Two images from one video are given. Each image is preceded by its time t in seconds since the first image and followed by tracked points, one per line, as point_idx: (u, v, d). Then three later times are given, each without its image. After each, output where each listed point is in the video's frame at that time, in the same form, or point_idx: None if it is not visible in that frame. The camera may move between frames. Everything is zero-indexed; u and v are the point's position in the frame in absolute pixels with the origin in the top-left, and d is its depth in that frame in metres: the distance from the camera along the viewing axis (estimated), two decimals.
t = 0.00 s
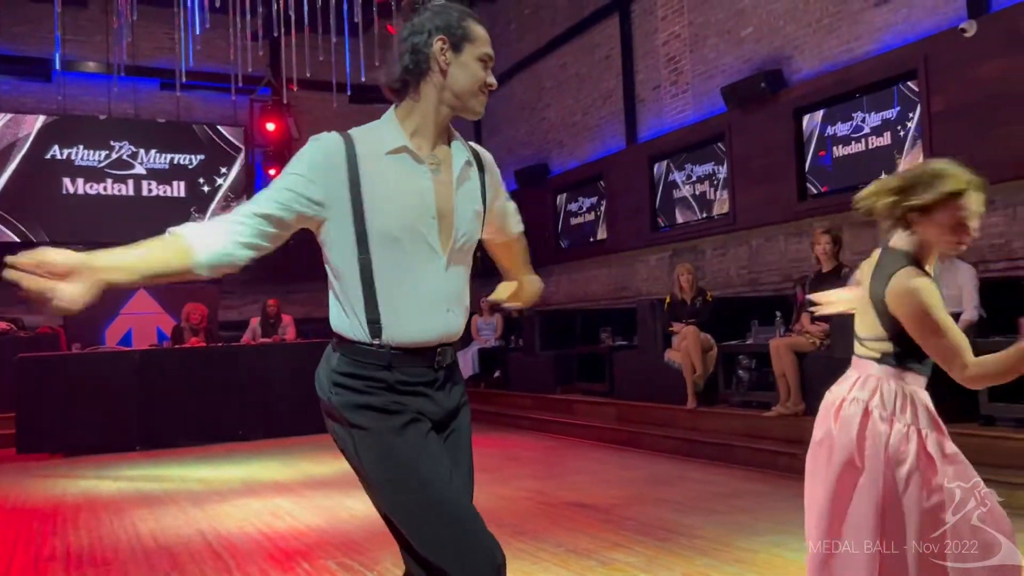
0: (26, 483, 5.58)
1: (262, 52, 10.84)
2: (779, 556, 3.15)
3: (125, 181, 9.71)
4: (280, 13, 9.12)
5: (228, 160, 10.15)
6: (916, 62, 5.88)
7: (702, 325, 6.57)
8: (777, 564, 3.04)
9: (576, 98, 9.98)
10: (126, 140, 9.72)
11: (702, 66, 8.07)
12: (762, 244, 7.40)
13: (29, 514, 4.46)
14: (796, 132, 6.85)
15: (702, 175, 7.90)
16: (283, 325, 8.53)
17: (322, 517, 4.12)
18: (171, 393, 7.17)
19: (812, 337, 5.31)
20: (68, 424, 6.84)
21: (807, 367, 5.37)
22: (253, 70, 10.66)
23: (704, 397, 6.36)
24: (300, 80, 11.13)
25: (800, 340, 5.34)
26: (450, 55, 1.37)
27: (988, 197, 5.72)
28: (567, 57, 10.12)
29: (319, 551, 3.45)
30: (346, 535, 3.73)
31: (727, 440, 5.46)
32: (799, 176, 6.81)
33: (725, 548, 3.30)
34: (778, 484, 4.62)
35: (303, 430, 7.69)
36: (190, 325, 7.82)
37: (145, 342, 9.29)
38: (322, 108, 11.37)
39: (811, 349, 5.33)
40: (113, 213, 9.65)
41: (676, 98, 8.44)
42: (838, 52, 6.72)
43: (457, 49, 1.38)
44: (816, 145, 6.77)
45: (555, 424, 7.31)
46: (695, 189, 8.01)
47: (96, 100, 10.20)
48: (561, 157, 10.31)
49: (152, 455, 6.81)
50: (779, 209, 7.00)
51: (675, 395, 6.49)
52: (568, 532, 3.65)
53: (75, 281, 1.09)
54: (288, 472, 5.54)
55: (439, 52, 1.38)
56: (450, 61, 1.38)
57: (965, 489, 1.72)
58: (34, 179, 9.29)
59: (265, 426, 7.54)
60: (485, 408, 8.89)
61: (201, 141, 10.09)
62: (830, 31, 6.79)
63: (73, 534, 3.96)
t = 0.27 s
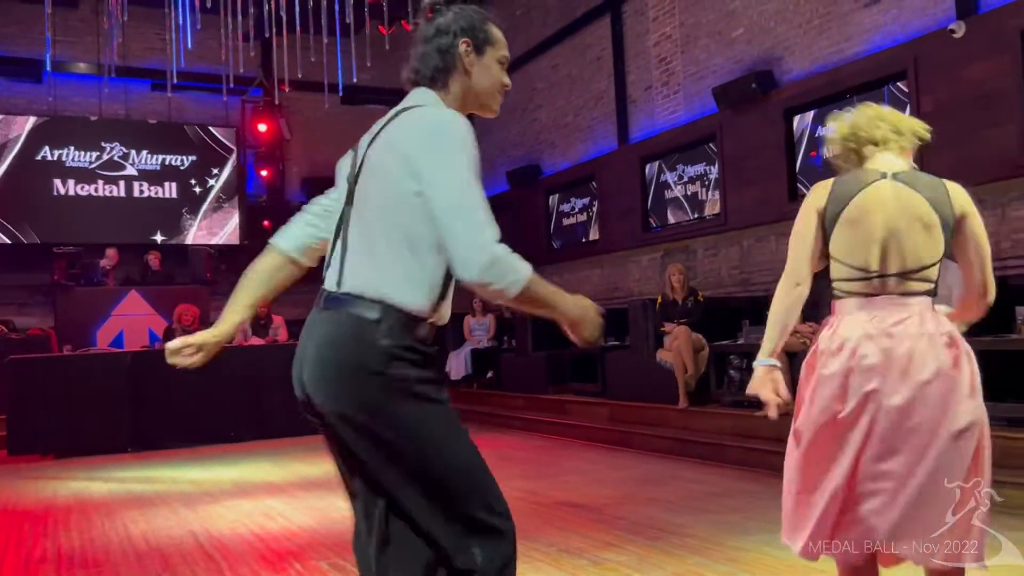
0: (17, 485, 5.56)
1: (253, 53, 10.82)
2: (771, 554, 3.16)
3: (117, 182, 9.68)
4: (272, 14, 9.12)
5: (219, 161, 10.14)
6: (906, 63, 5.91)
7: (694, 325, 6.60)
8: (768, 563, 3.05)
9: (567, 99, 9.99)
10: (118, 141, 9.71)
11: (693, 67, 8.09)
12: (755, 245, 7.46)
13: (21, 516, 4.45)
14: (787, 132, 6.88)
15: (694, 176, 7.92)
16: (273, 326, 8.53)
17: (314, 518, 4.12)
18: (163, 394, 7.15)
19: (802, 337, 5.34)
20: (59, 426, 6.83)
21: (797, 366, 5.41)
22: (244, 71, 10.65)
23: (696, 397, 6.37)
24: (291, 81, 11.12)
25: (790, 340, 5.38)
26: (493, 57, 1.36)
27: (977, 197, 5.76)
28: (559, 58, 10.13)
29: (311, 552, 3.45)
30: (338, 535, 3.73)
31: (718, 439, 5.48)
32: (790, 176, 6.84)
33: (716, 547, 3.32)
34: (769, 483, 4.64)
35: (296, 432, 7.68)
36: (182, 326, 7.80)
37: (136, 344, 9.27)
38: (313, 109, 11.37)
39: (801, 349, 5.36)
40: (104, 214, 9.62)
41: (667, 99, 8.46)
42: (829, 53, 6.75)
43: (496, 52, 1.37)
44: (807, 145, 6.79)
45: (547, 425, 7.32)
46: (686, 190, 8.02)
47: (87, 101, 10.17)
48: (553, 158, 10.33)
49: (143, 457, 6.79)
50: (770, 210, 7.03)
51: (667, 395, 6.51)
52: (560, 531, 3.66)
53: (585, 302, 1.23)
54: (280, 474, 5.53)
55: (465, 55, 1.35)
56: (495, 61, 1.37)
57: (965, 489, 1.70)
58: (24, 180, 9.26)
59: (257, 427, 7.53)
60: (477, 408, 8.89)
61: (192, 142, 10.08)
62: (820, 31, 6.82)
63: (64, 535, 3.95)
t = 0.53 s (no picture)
0: (11, 487, 5.54)
1: (248, 53, 10.80)
2: (767, 554, 3.16)
3: (111, 184, 9.66)
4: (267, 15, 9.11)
5: (214, 162, 10.14)
6: (900, 63, 5.92)
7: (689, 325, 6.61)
8: (765, 563, 3.04)
9: (563, 100, 9.99)
10: (112, 142, 9.70)
11: (688, 67, 8.10)
12: (750, 245, 7.51)
13: (15, 518, 4.44)
14: (782, 132, 6.89)
15: (689, 176, 7.93)
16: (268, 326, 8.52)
17: (310, 519, 4.11)
18: (158, 396, 7.13)
19: (797, 337, 5.32)
20: (53, 427, 6.80)
21: (792, 366, 5.41)
22: (239, 72, 10.64)
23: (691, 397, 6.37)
24: (286, 82, 11.12)
25: (784, 340, 5.35)
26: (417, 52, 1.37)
27: (972, 196, 5.77)
28: (554, 59, 10.13)
29: (307, 553, 3.44)
30: (334, 536, 3.72)
31: (714, 439, 5.49)
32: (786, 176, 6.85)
33: (713, 547, 3.31)
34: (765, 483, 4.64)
35: (292, 433, 7.66)
36: (177, 328, 7.78)
37: (131, 345, 9.25)
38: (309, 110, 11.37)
39: (797, 349, 5.34)
40: (99, 215, 9.60)
41: (662, 99, 8.46)
42: (823, 52, 6.75)
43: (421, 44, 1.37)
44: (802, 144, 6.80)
45: (543, 425, 7.31)
46: (682, 190, 8.03)
47: (82, 102, 10.16)
48: (548, 159, 10.33)
49: (139, 458, 6.77)
50: (766, 209, 7.03)
51: (663, 395, 6.52)
52: (556, 532, 3.65)
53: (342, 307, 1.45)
54: (275, 475, 5.52)
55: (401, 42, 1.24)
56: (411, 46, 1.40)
57: (963, 489, 1.65)
58: (18, 182, 9.24)
59: (253, 429, 7.52)
60: (473, 409, 8.89)
61: (187, 143, 10.07)
62: (815, 31, 6.83)
63: (59, 537, 3.94)
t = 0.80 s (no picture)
0: (12, 488, 5.55)
1: (247, 54, 10.79)
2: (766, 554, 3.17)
3: (111, 185, 9.67)
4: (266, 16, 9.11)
5: (214, 163, 10.14)
6: (899, 62, 5.93)
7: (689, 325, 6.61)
8: (763, 563, 3.05)
9: (562, 100, 9.99)
10: (112, 144, 9.70)
11: (687, 67, 8.10)
12: (748, 244, 7.53)
13: (15, 519, 4.45)
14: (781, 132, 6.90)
15: (688, 176, 7.93)
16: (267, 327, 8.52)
17: (309, 520, 4.12)
18: (158, 397, 7.14)
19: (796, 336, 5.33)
20: (54, 429, 6.81)
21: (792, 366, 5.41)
22: (239, 73, 10.65)
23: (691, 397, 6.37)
24: (285, 82, 11.11)
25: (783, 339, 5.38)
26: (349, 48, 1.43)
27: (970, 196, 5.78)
28: (553, 59, 10.13)
29: (307, 553, 3.45)
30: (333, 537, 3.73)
31: (713, 439, 5.50)
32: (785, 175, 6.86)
33: (712, 547, 3.32)
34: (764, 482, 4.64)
35: (292, 434, 7.67)
36: (177, 329, 7.79)
37: (131, 346, 9.25)
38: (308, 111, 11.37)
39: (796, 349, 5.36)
40: (99, 217, 9.61)
41: (661, 99, 8.47)
42: (822, 52, 6.76)
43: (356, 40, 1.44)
44: (801, 144, 6.81)
45: (542, 425, 7.31)
46: (681, 190, 8.02)
47: (81, 104, 10.16)
48: (548, 159, 10.33)
49: (139, 459, 6.78)
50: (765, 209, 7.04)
51: (662, 395, 6.52)
52: (555, 532, 3.66)
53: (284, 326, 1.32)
54: (275, 475, 5.53)
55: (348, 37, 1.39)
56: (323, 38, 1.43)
57: (964, 489, 1.64)
58: (18, 183, 9.25)
59: (252, 429, 7.52)
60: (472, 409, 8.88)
61: (187, 144, 10.07)
62: (813, 31, 6.83)
63: (59, 539, 3.95)
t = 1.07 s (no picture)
0: (20, 488, 5.57)
1: (252, 55, 10.83)
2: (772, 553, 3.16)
3: (117, 185, 9.70)
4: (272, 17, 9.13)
5: (219, 163, 10.17)
6: (904, 60, 5.92)
7: (694, 324, 6.61)
8: (770, 562, 3.05)
9: (567, 99, 9.99)
10: (118, 144, 9.73)
11: (692, 66, 8.10)
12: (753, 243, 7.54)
13: (23, 519, 4.46)
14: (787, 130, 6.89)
15: (693, 175, 7.93)
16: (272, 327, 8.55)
17: (316, 519, 4.13)
18: (164, 397, 7.16)
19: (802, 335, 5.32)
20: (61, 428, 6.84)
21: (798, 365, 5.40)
22: (245, 73, 10.67)
23: (697, 396, 6.36)
24: (291, 83, 11.14)
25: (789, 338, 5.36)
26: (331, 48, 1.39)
27: (977, 194, 5.78)
28: (558, 58, 10.14)
29: (314, 552, 3.46)
30: (339, 536, 3.73)
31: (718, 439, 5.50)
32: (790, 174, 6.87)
33: (717, 546, 3.32)
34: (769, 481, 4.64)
35: (297, 433, 7.68)
36: (183, 328, 7.80)
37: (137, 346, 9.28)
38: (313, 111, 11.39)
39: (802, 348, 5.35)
40: (105, 217, 9.64)
41: (666, 98, 8.47)
42: (828, 51, 6.75)
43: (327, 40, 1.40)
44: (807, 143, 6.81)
45: (548, 424, 7.32)
46: (686, 189, 8.02)
47: (87, 104, 10.19)
48: (552, 158, 10.33)
49: (145, 459, 6.80)
50: (770, 208, 7.03)
51: (668, 393, 6.51)
52: (561, 531, 3.66)
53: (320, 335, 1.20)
54: (282, 475, 5.54)
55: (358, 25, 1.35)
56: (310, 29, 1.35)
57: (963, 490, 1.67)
58: (25, 184, 9.28)
59: (259, 429, 7.54)
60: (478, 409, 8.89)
61: (193, 145, 10.10)
62: (818, 30, 6.82)
63: (67, 538, 3.96)
